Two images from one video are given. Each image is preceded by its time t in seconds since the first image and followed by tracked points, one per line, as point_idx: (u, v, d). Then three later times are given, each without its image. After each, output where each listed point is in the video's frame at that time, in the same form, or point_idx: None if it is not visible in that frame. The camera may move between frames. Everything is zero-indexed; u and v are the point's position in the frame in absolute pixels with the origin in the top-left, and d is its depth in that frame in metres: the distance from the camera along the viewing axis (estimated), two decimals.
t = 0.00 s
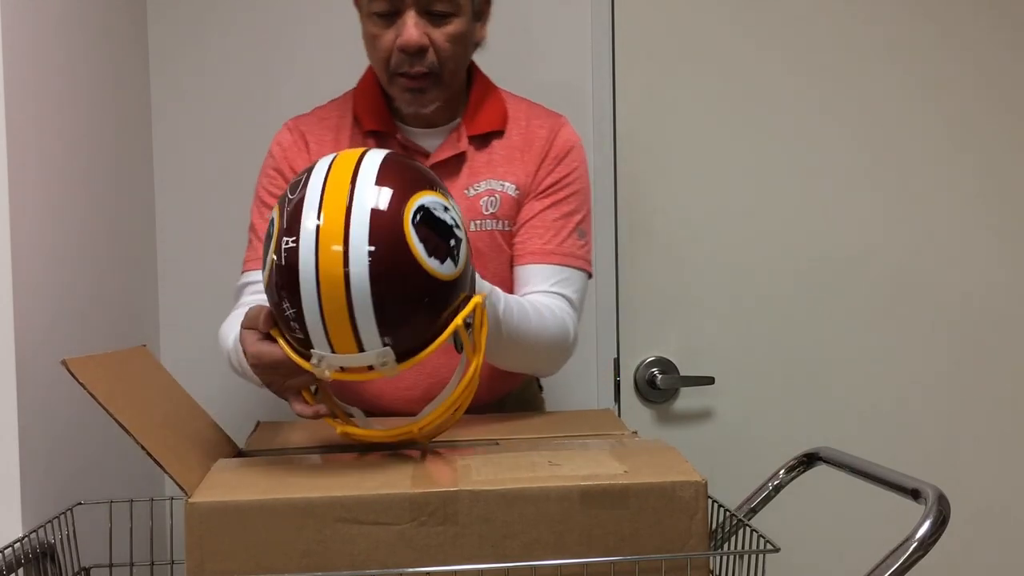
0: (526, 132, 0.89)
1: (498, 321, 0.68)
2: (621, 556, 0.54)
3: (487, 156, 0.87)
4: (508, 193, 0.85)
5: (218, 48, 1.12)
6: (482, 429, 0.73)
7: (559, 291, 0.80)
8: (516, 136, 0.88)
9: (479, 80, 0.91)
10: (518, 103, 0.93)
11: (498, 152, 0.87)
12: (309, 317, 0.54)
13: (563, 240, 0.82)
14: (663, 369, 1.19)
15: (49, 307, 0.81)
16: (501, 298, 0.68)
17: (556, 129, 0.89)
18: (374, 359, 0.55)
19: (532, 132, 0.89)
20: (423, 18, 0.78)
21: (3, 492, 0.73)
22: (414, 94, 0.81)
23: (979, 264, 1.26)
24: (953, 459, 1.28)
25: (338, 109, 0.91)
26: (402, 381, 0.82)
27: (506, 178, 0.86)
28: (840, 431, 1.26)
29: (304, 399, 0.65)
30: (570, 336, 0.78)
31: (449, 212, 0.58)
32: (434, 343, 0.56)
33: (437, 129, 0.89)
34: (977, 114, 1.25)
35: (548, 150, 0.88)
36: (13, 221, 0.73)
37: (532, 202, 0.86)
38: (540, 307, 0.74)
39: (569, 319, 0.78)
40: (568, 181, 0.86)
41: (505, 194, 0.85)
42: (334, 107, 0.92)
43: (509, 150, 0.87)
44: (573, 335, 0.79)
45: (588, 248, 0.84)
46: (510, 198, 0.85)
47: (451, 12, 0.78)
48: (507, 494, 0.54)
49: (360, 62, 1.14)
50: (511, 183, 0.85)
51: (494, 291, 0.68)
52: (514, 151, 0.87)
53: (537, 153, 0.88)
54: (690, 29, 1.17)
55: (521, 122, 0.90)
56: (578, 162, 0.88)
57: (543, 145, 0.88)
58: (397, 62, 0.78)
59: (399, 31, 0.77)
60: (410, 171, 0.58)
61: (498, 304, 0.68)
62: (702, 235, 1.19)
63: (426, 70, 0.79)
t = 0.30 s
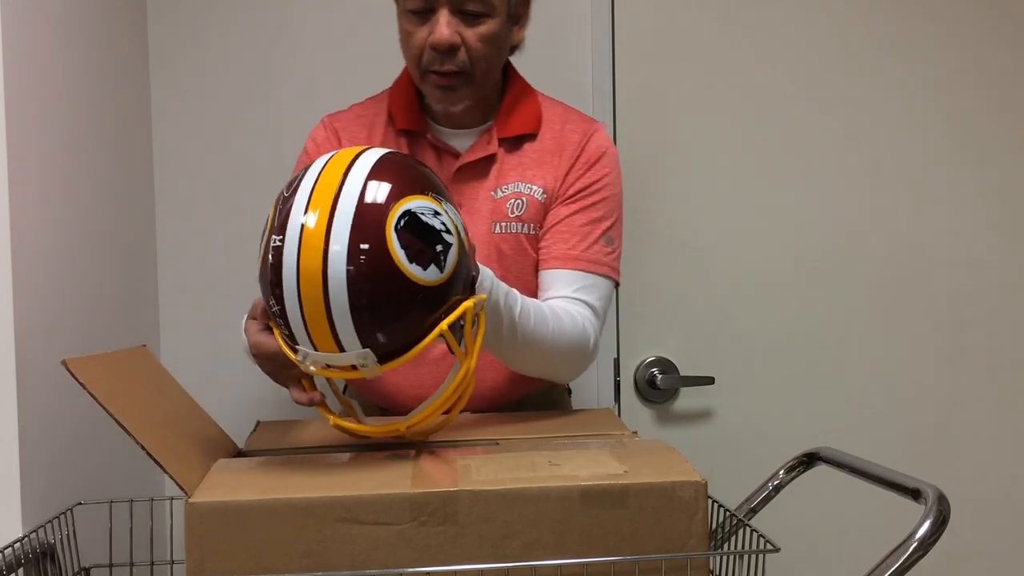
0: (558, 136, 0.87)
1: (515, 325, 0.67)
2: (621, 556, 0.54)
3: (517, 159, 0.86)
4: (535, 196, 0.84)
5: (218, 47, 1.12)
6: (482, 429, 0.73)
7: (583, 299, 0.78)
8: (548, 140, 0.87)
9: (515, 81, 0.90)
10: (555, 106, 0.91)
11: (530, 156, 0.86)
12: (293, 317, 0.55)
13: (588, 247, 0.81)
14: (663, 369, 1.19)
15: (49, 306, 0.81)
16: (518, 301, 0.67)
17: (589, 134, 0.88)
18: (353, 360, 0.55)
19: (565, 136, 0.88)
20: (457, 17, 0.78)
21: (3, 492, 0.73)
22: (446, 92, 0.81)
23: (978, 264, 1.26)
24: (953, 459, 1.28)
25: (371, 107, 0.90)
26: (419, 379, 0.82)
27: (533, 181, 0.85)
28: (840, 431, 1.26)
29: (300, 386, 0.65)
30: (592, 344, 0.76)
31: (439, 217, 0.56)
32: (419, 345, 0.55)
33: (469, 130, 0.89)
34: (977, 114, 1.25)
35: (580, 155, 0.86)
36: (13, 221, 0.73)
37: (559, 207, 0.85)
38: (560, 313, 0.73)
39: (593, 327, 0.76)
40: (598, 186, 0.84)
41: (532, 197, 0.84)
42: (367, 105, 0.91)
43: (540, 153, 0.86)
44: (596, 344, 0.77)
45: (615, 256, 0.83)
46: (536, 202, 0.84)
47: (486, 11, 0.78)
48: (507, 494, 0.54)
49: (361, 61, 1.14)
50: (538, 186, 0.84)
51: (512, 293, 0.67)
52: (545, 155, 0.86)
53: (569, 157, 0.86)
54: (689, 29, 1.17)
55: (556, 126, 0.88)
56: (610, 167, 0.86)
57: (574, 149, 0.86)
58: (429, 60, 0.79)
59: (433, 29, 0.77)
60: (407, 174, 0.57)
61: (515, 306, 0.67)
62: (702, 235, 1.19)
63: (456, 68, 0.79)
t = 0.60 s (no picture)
0: (584, 144, 0.85)
1: (542, 334, 0.68)
2: (621, 556, 0.54)
3: (541, 164, 0.84)
4: (557, 203, 0.82)
5: (218, 47, 1.12)
6: (481, 429, 0.73)
7: (603, 309, 0.77)
8: (574, 147, 0.85)
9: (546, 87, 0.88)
10: (582, 113, 0.89)
11: (554, 161, 0.84)
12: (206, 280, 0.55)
13: (610, 258, 0.79)
14: (663, 369, 1.19)
15: (48, 306, 0.81)
16: (543, 309, 0.69)
17: (616, 144, 0.85)
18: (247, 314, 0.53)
19: (591, 144, 0.85)
20: (502, 16, 0.76)
21: (3, 492, 0.73)
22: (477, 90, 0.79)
23: (978, 264, 1.26)
24: (953, 459, 1.28)
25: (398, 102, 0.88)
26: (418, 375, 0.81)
27: (555, 187, 0.83)
28: (840, 431, 1.26)
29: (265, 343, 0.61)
30: (611, 354, 0.76)
31: (357, 201, 0.52)
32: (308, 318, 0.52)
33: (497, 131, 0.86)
34: (977, 114, 1.25)
35: (605, 165, 0.84)
36: (13, 221, 0.73)
37: (581, 215, 0.83)
38: (582, 321, 0.73)
39: (613, 338, 0.76)
40: (622, 197, 0.82)
41: (554, 204, 0.82)
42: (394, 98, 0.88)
43: (566, 159, 0.84)
44: (614, 355, 0.77)
45: (636, 269, 0.81)
46: (559, 209, 0.82)
47: (531, 15, 0.77)
48: (507, 494, 0.54)
49: (361, 61, 1.14)
50: (561, 193, 0.82)
51: (536, 301, 0.69)
52: (571, 162, 0.84)
53: (595, 165, 0.84)
54: (689, 30, 1.17)
55: (582, 134, 0.86)
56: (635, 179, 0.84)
57: (600, 158, 0.84)
58: (467, 56, 0.77)
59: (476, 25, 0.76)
60: (365, 160, 0.55)
61: (541, 315, 0.68)
62: (701, 235, 1.19)
63: (493, 69, 0.77)
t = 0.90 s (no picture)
0: (601, 155, 0.84)
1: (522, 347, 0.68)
2: (621, 556, 0.54)
3: (556, 173, 0.84)
4: (564, 212, 0.82)
5: (218, 47, 1.12)
6: (481, 429, 0.73)
7: (601, 319, 0.76)
8: (591, 158, 0.84)
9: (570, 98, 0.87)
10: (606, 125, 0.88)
11: (570, 171, 0.84)
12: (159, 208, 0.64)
13: (613, 268, 0.78)
14: (663, 369, 1.19)
15: (49, 307, 0.81)
16: (525, 321, 0.68)
17: (635, 158, 0.84)
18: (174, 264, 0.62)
19: (609, 156, 0.84)
20: (539, 26, 0.78)
21: (3, 492, 0.73)
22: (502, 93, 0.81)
23: (978, 264, 1.26)
24: (953, 458, 1.28)
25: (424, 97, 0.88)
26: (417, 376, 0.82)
27: (565, 195, 0.83)
28: (840, 430, 1.26)
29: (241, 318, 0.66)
30: (601, 365, 0.75)
31: (262, 174, 0.58)
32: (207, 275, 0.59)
33: (516, 134, 0.86)
34: (977, 115, 1.25)
35: (618, 177, 0.83)
36: (13, 221, 0.73)
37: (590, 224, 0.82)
38: (569, 332, 0.72)
39: (605, 350, 0.74)
40: (633, 211, 0.81)
41: (562, 213, 0.82)
42: (421, 92, 0.89)
43: (581, 169, 0.84)
44: (605, 367, 0.75)
45: (638, 283, 0.80)
46: (566, 217, 0.82)
47: (568, 30, 0.78)
48: (507, 495, 0.54)
49: (361, 61, 1.14)
50: (570, 202, 0.82)
51: (519, 312, 0.68)
52: (585, 172, 0.83)
53: (609, 176, 0.83)
54: (689, 30, 1.17)
55: (601, 146, 0.85)
56: (648, 195, 0.82)
57: (615, 170, 0.83)
58: (498, 59, 0.79)
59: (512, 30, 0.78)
60: (313, 138, 0.62)
61: (522, 328, 0.68)
62: (701, 234, 1.19)
63: (522, 75, 0.79)
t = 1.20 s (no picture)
0: (604, 160, 0.84)
1: (497, 339, 0.66)
2: (621, 556, 0.54)
3: (557, 177, 0.84)
4: (562, 215, 0.81)
5: (218, 48, 1.12)
6: (480, 429, 0.73)
7: (590, 316, 0.75)
8: (593, 163, 0.84)
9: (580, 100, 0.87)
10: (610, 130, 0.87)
11: (572, 174, 0.83)
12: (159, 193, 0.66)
13: (606, 268, 0.77)
14: (663, 369, 1.19)
15: (49, 307, 0.80)
16: (501, 313, 0.67)
17: (637, 164, 0.83)
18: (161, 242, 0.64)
19: (611, 160, 0.84)
20: (563, 29, 0.78)
21: (3, 492, 0.73)
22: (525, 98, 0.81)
23: (979, 264, 1.26)
24: (953, 458, 1.28)
25: (434, 97, 0.89)
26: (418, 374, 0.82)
27: (565, 199, 0.82)
28: (840, 430, 1.26)
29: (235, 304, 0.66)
30: (584, 364, 0.73)
31: (235, 168, 0.58)
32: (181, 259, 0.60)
33: (524, 136, 0.86)
34: (977, 115, 1.25)
35: (620, 182, 0.82)
36: (13, 221, 0.73)
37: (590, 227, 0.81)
38: (551, 326, 0.70)
39: (590, 348, 0.73)
40: (633, 216, 0.80)
41: (561, 217, 0.81)
42: (433, 92, 0.90)
43: (583, 173, 0.83)
44: (588, 366, 0.74)
45: (633, 287, 0.79)
46: (564, 220, 0.81)
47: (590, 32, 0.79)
48: (507, 495, 0.54)
49: (361, 61, 1.14)
50: (569, 205, 0.82)
51: (494, 304, 0.67)
52: (587, 176, 0.83)
53: (610, 180, 0.82)
54: (690, 30, 1.17)
55: (605, 150, 0.84)
56: (649, 200, 0.81)
57: (616, 175, 0.82)
58: (523, 64, 0.79)
59: (536, 34, 0.77)
60: (305, 136, 0.62)
61: (497, 319, 0.66)
62: (701, 234, 1.19)
63: (546, 79, 0.79)
